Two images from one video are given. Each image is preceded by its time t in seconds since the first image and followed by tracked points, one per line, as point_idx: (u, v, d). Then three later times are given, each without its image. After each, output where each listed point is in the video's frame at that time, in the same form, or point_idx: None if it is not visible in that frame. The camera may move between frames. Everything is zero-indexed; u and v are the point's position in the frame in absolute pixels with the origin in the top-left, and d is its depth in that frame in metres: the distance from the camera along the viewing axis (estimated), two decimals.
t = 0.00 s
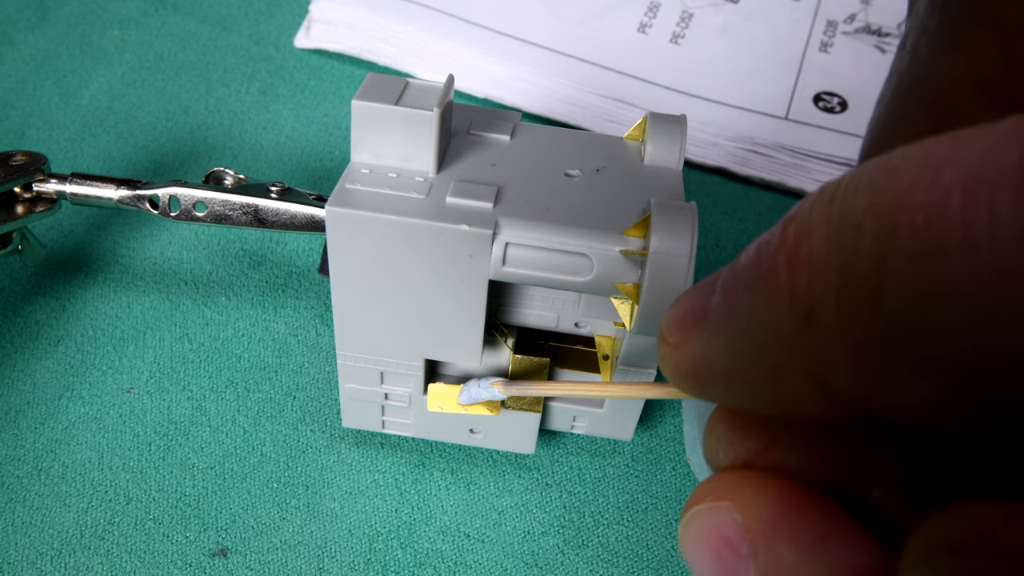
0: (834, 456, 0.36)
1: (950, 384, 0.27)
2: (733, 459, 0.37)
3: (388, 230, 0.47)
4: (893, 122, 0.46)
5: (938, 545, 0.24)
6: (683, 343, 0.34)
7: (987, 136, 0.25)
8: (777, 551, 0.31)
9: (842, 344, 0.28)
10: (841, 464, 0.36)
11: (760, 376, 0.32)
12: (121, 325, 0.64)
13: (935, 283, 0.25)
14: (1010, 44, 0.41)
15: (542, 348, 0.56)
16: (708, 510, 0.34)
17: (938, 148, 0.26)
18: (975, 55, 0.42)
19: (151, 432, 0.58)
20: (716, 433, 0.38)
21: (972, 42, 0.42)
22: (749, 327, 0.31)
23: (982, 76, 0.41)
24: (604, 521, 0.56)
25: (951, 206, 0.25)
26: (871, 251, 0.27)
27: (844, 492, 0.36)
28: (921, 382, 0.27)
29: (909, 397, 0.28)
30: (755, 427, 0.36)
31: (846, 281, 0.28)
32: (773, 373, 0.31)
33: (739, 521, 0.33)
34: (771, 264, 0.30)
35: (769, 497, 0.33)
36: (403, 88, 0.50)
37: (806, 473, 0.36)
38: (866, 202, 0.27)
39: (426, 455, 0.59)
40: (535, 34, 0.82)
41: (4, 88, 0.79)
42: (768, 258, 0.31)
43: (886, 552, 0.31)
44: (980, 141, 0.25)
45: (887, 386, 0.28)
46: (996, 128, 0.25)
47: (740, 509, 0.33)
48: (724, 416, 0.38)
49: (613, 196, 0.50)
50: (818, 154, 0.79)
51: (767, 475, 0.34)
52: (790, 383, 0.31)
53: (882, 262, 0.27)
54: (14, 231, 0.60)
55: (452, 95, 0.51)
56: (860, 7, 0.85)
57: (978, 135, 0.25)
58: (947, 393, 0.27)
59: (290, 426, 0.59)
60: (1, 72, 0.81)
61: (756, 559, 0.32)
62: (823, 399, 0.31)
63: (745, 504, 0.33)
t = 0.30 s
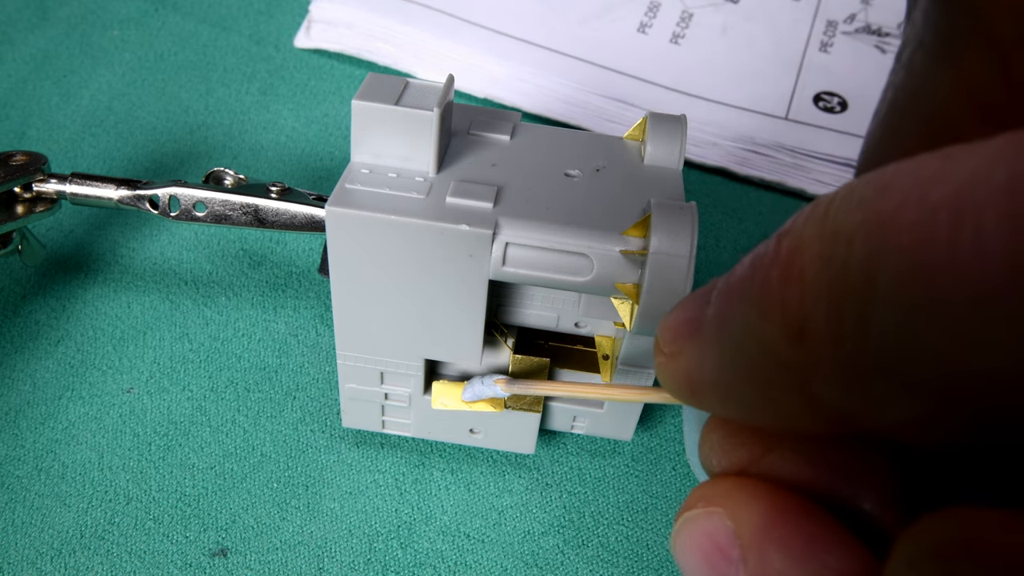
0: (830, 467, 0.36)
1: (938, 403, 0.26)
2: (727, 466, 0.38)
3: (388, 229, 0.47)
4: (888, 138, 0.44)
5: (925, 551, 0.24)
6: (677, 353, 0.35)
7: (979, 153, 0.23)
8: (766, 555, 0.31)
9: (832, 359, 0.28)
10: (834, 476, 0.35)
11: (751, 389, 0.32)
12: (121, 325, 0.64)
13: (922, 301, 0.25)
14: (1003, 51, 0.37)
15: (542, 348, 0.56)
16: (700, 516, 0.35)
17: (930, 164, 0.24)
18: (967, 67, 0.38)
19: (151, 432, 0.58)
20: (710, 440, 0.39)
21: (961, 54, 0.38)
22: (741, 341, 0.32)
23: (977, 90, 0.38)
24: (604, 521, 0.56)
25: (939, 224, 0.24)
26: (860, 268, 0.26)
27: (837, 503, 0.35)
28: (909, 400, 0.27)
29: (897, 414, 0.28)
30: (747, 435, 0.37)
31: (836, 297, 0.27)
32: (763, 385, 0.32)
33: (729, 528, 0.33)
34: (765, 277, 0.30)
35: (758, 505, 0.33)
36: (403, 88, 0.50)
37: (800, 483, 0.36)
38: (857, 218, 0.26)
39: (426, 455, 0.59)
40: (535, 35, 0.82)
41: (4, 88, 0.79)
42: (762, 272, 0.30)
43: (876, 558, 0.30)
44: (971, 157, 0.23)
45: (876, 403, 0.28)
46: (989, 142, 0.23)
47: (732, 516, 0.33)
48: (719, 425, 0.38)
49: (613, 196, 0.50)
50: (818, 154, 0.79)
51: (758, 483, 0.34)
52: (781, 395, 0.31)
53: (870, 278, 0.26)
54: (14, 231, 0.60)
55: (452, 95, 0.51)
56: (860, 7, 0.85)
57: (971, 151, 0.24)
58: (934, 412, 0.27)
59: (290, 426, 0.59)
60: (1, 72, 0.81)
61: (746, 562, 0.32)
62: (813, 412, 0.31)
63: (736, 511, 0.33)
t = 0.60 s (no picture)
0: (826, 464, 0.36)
1: (929, 400, 0.26)
2: (719, 463, 0.37)
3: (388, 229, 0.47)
4: (887, 137, 0.43)
5: (915, 548, 0.25)
6: (673, 349, 0.35)
7: (969, 147, 0.23)
8: (756, 552, 0.32)
9: (824, 357, 0.28)
10: (827, 473, 0.35)
11: (744, 386, 0.32)
12: (121, 325, 0.64)
13: (913, 297, 0.25)
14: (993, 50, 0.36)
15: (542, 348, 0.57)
16: (693, 514, 0.35)
17: (920, 159, 0.25)
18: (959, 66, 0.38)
19: (151, 432, 0.58)
20: (704, 435, 0.38)
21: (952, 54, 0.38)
22: (735, 339, 0.32)
23: (970, 88, 0.38)
24: (604, 521, 0.56)
25: (928, 221, 0.24)
26: (851, 265, 0.26)
27: (829, 500, 0.35)
28: (900, 397, 0.27)
29: (888, 412, 0.28)
30: (739, 431, 0.37)
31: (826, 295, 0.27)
32: (755, 382, 0.32)
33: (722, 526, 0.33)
34: (758, 274, 0.30)
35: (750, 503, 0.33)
36: (403, 88, 0.50)
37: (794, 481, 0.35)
38: (848, 214, 0.27)
39: (426, 455, 0.59)
40: (535, 35, 0.82)
41: (4, 88, 0.79)
42: (756, 268, 0.30)
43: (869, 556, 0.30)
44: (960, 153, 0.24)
45: (866, 400, 0.28)
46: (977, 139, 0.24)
47: (725, 513, 0.33)
48: (714, 420, 0.38)
49: (613, 196, 0.50)
50: (818, 154, 0.79)
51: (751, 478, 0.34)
52: (773, 393, 0.31)
53: (861, 275, 0.26)
54: (14, 231, 0.60)
55: (452, 95, 0.51)
56: (860, 7, 0.85)
57: (961, 146, 0.24)
58: (926, 409, 0.27)
59: (290, 426, 0.59)
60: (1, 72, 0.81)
61: (738, 560, 0.32)
62: (805, 409, 0.31)
63: (729, 509, 0.33)
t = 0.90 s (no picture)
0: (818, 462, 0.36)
1: (915, 398, 0.26)
2: (710, 459, 0.38)
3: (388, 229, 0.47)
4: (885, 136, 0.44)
5: (905, 545, 0.25)
6: (665, 346, 0.35)
7: (954, 145, 0.24)
8: (750, 551, 0.32)
9: (812, 354, 0.28)
10: (819, 471, 0.35)
11: (734, 384, 0.32)
12: (121, 325, 0.64)
13: (898, 294, 0.25)
14: (982, 51, 0.36)
15: (543, 348, 0.57)
16: (687, 513, 0.35)
17: (908, 156, 0.25)
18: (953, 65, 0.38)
19: (151, 432, 0.58)
20: (695, 431, 0.39)
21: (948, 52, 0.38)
22: (726, 335, 0.32)
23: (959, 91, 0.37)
24: (604, 521, 0.56)
25: (913, 218, 0.24)
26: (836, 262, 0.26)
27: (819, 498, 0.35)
28: (886, 394, 0.27)
29: (875, 409, 0.28)
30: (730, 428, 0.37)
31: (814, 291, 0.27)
32: (745, 379, 0.32)
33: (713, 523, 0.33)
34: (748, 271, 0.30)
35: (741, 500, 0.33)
36: (403, 88, 0.50)
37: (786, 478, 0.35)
38: (835, 211, 0.27)
39: (426, 455, 0.59)
40: (535, 35, 0.82)
41: (4, 88, 0.79)
42: (747, 264, 0.31)
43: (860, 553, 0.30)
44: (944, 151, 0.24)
45: (855, 397, 0.28)
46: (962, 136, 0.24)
47: (718, 512, 0.33)
48: (706, 417, 0.39)
49: (613, 196, 0.50)
50: (818, 154, 0.79)
51: (743, 476, 0.35)
52: (762, 390, 0.31)
53: (848, 272, 0.26)
54: (14, 231, 0.60)
55: (452, 95, 0.51)
56: (860, 7, 0.85)
57: (946, 143, 0.24)
58: (914, 406, 0.27)
59: (290, 426, 0.59)
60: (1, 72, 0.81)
61: (731, 558, 0.33)
62: (794, 406, 0.31)
63: (722, 507, 0.33)
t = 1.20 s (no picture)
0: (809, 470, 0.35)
1: (905, 408, 0.26)
2: (702, 465, 0.38)
3: (388, 229, 0.47)
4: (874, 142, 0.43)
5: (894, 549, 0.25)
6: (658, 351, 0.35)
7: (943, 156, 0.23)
8: (741, 555, 0.32)
9: (802, 365, 0.28)
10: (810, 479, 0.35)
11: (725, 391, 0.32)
12: (121, 325, 0.64)
13: (884, 306, 0.25)
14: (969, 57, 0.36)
15: (542, 348, 0.57)
16: (677, 518, 0.35)
17: (896, 167, 0.24)
18: (942, 77, 0.38)
19: (151, 432, 0.58)
20: (687, 437, 0.38)
21: (938, 63, 0.38)
22: (717, 345, 0.31)
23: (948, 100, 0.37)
24: (604, 521, 0.56)
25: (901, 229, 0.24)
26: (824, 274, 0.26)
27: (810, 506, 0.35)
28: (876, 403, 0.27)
29: (863, 417, 0.28)
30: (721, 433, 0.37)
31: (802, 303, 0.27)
32: (735, 389, 0.32)
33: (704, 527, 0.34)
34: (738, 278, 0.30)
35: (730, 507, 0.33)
36: (403, 88, 0.50)
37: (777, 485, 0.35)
38: (824, 223, 0.26)
39: (426, 455, 0.59)
40: (535, 34, 0.82)
41: (5, 88, 0.79)
42: (737, 276, 0.30)
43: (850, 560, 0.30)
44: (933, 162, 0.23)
45: (843, 406, 0.28)
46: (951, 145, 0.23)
47: (708, 517, 0.33)
48: (697, 423, 0.38)
49: (612, 196, 0.50)
50: (818, 153, 0.78)
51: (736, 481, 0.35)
52: (752, 399, 0.31)
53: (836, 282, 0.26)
54: (15, 231, 0.60)
55: (452, 95, 0.51)
56: (859, 8, 0.85)
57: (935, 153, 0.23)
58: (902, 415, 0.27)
59: (290, 426, 0.59)
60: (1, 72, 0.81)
61: (722, 564, 0.33)
62: (784, 416, 0.31)
63: (712, 512, 0.33)
